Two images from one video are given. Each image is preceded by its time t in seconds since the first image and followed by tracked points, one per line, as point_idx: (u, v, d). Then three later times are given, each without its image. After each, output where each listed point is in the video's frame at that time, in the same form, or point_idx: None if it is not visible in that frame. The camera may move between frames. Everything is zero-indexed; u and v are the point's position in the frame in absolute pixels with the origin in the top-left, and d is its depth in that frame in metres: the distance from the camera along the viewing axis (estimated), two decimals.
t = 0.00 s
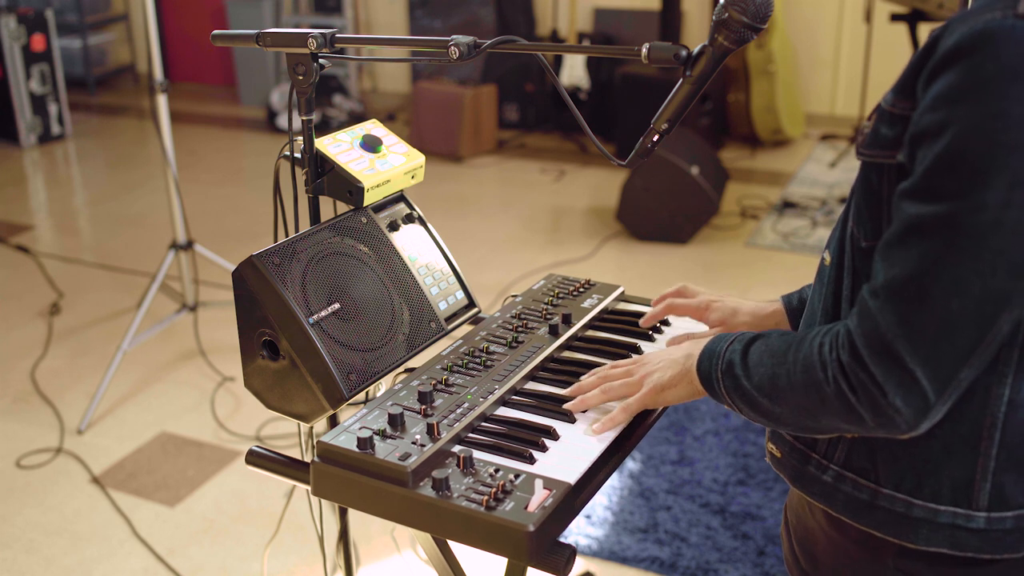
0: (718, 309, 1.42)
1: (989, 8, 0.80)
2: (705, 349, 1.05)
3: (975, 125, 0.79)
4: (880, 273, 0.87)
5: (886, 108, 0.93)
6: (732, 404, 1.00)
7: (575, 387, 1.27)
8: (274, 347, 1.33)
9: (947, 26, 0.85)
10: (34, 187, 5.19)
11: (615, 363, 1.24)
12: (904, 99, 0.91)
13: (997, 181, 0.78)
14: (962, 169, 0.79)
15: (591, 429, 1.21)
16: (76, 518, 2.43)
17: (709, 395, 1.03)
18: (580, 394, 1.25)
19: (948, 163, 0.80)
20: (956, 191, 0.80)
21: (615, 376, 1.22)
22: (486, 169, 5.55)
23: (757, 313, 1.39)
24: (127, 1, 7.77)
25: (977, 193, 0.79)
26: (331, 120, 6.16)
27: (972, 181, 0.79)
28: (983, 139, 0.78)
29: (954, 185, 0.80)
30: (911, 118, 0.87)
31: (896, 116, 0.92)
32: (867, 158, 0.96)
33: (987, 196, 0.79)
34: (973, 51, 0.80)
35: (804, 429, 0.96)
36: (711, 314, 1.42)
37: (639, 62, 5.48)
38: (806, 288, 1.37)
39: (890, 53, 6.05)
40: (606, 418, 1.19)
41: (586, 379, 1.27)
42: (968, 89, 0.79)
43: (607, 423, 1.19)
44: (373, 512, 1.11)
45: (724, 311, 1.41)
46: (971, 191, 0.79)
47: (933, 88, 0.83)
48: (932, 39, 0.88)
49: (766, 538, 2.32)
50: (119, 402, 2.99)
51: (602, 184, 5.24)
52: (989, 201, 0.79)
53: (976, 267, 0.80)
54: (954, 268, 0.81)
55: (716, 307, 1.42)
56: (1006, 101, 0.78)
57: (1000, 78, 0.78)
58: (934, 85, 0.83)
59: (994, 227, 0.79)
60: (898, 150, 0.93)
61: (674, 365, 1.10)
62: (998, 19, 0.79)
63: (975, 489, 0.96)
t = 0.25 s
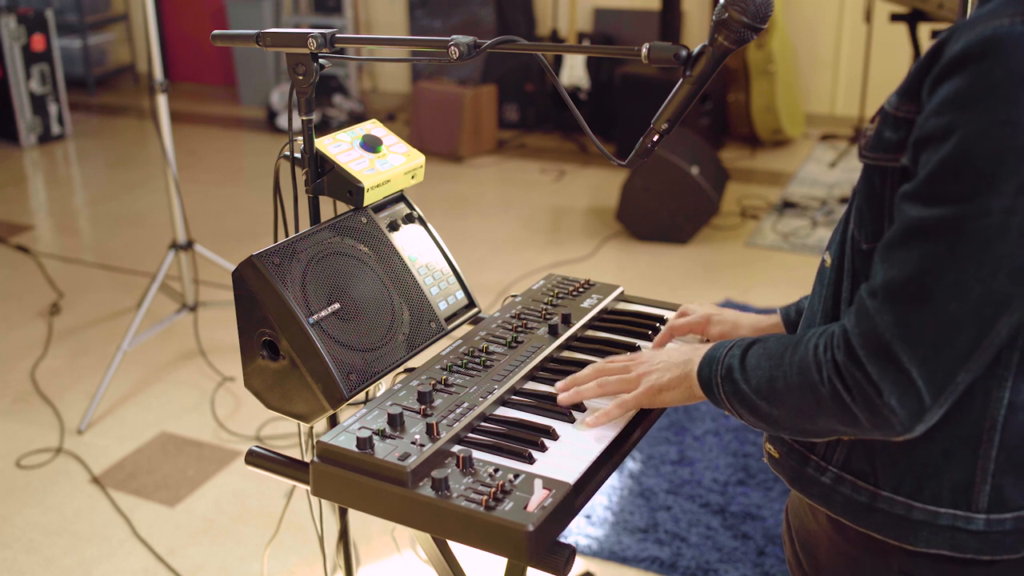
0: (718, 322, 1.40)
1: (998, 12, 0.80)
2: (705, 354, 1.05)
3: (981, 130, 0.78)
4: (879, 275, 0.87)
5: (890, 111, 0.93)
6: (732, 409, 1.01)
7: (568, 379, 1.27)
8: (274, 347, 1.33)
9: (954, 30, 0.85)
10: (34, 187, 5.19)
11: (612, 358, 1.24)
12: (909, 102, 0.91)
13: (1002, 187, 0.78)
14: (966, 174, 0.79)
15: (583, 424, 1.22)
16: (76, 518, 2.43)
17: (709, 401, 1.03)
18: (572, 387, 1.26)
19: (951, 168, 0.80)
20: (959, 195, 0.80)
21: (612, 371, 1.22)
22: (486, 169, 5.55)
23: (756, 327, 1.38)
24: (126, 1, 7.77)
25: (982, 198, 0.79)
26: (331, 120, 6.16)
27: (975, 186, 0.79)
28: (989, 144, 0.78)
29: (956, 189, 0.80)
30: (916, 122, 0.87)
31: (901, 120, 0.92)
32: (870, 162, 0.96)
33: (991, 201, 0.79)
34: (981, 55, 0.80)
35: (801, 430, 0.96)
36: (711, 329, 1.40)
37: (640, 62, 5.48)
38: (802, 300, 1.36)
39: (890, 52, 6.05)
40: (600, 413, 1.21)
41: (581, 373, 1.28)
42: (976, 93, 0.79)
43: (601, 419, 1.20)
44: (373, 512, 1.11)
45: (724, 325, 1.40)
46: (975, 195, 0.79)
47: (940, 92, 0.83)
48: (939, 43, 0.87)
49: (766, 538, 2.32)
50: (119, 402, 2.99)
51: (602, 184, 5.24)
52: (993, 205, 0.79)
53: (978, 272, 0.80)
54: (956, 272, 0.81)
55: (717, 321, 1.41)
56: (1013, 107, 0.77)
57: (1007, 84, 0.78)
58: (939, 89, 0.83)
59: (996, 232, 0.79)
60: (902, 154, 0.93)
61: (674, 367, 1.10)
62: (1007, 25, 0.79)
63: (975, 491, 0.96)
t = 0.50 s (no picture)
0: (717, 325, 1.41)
1: (1005, 18, 0.80)
2: (707, 356, 1.05)
3: (991, 136, 0.78)
4: (890, 286, 0.86)
5: (896, 117, 0.93)
6: (736, 411, 1.00)
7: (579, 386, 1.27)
8: (274, 347, 1.33)
9: (960, 35, 0.85)
10: (34, 187, 5.19)
11: (618, 362, 1.23)
12: (914, 108, 0.91)
13: (1014, 194, 0.78)
14: (977, 182, 0.79)
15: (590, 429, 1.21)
16: (76, 518, 2.43)
17: (711, 402, 1.03)
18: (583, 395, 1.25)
19: (962, 177, 0.79)
20: (969, 204, 0.79)
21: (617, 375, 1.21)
22: (486, 169, 5.55)
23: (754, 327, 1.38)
24: (126, 1, 7.77)
25: (993, 206, 0.78)
26: (331, 119, 6.16)
27: (986, 194, 0.78)
28: (1000, 151, 0.78)
29: (968, 197, 0.79)
30: (923, 129, 0.87)
31: (907, 126, 0.92)
32: (875, 169, 0.96)
33: (1003, 209, 0.78)
34: (989, 62, 0.79)
35: (811, 439, 0.96)
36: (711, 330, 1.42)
37: (640, 61, 5.48)
38: (799, 302, 1.37)
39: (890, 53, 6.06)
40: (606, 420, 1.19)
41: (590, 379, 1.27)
42: (984, 100, 0.79)
43: (606, 424, 1.19)
44: (376, 513, 1.11)
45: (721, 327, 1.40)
46: (987, 203, 0.79)
47: (947, 98, 0.83)
48: (944, 48, 0.87)
49: (766, 538, 2.32)
50: (119, 402, 2.99)
51: (602, 184, 5.24)
52: (1006, 213, 0.78)
53: (991, 280, 0.79)
54: (968, 281, 0.80)
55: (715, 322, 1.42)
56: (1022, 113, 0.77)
57: (1014, 90, 0.77)
58: (947, 96, 0.83)
59: (1009, 241, 0.78)
60: (909, 161, 0.93)
61: (677, 371, 1.10)
62: (1014, 29, 0.78)
63: (988, 499, 0.96)
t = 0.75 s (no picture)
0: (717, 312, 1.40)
1: (1009, 21, 0.79)
2: (710, 359, 1.04)
3: (995, 141, 0.77)
4: (893, 290, 0.86)
5: (898, 120, 0.92)
6: (737, 414, 1.00)
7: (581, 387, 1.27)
8: (274, 347, 1.33)
9: (963, 38, 0.84)
10: (34, 187, 5.19)
11: (619, 362, 1.22)
12: (917, 111, 0.90)
13: (1017, 199, 0.77)
14: (980, 187, 0.78)
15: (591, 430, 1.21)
16: (76, 518, 2.43)
17: (714, 406, 1.03)
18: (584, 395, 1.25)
19: (966, 181, 0.79)
20: (973, 208, 0.79)
21: (618, 376, 1.20)
22: (486, 169, 5.56)
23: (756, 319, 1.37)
24: (126, 1, 7.78)
25: (997, 211, 0.78)
26: (331, 119, 6.16)
27: (990, 198, 0.78)
28: (1003, 155, 0.77)
29: (971, 202, 0.79)
30: (926, 132, 0.86)
31: (909, 130, 0.91)
32: (877, 172, 0.95)
33: (1007, 214, 0.78)
34: (991, 66, 0.79)
35: (813, 442, 0.96)
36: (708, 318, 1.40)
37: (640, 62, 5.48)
38: (800, 293, 1.35)
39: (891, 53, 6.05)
40: (604, 422, 1.19)
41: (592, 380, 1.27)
42: (987, 105, 0.78)
43: (605, 425, 1.18)
44: (377, 514, 1.11)
45: (721, 315, 1.39)
46: (989, 208, 0.78)
47: (950, 103, 0.82)
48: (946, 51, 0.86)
49: (766, 538, 2.32)
50: (119, 402, 2.99)
51: (602, 184, 5.24)
52: (1010, 218, 0.78)
53: (994, 285, 0.79)
54: (972, 286, 0.80)
55: (714, 309, 1.40)
56: None
57: (1018, 94, 0.77)
58: (950, 100, 0.82)
59: (1013, 246, 0.78)
60: (912, 164, 0.92)
61: (679, 374, 1.10)
62: (1017, 33, 0.78)
63: (993, 503, 0.96)
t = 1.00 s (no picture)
0: (709, 306, 1.40)
1: (1015, 24, 0.78)
2: (712, 362, 1.04)
3: (1002, 144, 0.77)
4: (898, 295, 0.84)
5: (902, 123, 0.92)
6: (740, 418, 0.99)
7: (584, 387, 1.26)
8: (274, 347, 1.33)
9: (968, 40, 0.83)
10: (34, 187, 5.19)
11: (622, 363, 1.21)
12: (921, 114, 0.90)
13: None
14: (988, 190, 0.77)
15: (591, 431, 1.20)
16: (76, 518, 2.43)
17: (716, 410, 1.02)
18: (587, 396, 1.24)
19: (972, 185, 0.78)
20: (980, 213, 0.78)
21: (620, 377, 1.20)
22: (486, 169, 5.56)
23: (746, 315, 1.37)
24: (126, 1, 7.78)
25: (1004, 214, 0.77)
26: (331, 120, 6.16)
27: (997, 202, 0.77)
28: (1011, 158, 0.76)
29: (977, 206, 0.78)
30: (931, 135, 0.85)
31: (913, 133, 0.91)
32: (881, 175, 0.95)
33: (1015, 218, 0.77)
34: (997, 69, 0.78)
35: (816, 447, 0.94)
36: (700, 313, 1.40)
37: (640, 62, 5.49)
38: (790, 290, 1.33)
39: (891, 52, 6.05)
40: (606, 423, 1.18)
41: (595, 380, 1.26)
42: (995, 108, 0.77)
43: (606, 427, 1.18)
44: (376, 514, 1.11)
45: (714, 308, 1.39)
46: (997, 212, 0.77)
47: (956, 106, 0.81)
48: (952, 53, 0.86)
49: (766, 538, 2.32)
50: (119, 402, 2.99)
51: (602, 184, 5.24)
52: (1018, 222, 0.77)
53: (1002, 289, 0.78)
54: (979, 290, 0.79)
55: (704, 304, 1.40)
56: None
57: None
58: (956, 103, 0.81)
59: (1020, 251, 0.77)
60: (916, 167, 0.91)
61: (680, 376, 1.09)
62: None
63: (998, 507, 0.95)
